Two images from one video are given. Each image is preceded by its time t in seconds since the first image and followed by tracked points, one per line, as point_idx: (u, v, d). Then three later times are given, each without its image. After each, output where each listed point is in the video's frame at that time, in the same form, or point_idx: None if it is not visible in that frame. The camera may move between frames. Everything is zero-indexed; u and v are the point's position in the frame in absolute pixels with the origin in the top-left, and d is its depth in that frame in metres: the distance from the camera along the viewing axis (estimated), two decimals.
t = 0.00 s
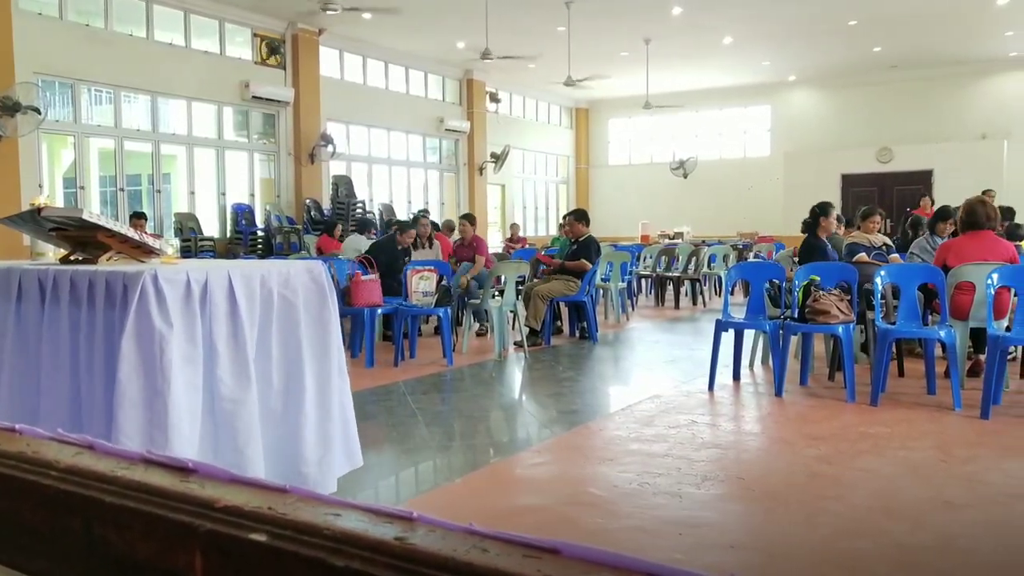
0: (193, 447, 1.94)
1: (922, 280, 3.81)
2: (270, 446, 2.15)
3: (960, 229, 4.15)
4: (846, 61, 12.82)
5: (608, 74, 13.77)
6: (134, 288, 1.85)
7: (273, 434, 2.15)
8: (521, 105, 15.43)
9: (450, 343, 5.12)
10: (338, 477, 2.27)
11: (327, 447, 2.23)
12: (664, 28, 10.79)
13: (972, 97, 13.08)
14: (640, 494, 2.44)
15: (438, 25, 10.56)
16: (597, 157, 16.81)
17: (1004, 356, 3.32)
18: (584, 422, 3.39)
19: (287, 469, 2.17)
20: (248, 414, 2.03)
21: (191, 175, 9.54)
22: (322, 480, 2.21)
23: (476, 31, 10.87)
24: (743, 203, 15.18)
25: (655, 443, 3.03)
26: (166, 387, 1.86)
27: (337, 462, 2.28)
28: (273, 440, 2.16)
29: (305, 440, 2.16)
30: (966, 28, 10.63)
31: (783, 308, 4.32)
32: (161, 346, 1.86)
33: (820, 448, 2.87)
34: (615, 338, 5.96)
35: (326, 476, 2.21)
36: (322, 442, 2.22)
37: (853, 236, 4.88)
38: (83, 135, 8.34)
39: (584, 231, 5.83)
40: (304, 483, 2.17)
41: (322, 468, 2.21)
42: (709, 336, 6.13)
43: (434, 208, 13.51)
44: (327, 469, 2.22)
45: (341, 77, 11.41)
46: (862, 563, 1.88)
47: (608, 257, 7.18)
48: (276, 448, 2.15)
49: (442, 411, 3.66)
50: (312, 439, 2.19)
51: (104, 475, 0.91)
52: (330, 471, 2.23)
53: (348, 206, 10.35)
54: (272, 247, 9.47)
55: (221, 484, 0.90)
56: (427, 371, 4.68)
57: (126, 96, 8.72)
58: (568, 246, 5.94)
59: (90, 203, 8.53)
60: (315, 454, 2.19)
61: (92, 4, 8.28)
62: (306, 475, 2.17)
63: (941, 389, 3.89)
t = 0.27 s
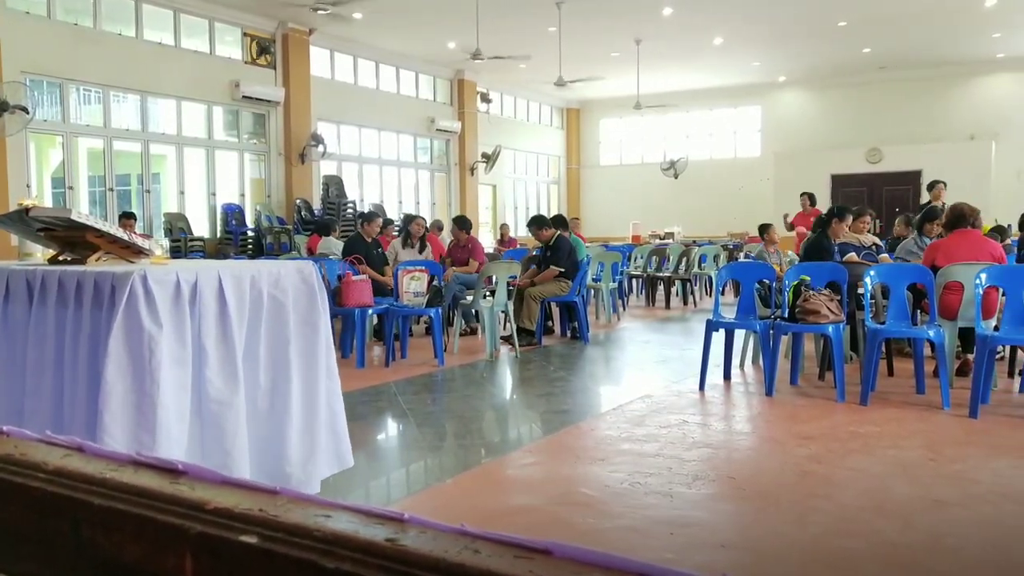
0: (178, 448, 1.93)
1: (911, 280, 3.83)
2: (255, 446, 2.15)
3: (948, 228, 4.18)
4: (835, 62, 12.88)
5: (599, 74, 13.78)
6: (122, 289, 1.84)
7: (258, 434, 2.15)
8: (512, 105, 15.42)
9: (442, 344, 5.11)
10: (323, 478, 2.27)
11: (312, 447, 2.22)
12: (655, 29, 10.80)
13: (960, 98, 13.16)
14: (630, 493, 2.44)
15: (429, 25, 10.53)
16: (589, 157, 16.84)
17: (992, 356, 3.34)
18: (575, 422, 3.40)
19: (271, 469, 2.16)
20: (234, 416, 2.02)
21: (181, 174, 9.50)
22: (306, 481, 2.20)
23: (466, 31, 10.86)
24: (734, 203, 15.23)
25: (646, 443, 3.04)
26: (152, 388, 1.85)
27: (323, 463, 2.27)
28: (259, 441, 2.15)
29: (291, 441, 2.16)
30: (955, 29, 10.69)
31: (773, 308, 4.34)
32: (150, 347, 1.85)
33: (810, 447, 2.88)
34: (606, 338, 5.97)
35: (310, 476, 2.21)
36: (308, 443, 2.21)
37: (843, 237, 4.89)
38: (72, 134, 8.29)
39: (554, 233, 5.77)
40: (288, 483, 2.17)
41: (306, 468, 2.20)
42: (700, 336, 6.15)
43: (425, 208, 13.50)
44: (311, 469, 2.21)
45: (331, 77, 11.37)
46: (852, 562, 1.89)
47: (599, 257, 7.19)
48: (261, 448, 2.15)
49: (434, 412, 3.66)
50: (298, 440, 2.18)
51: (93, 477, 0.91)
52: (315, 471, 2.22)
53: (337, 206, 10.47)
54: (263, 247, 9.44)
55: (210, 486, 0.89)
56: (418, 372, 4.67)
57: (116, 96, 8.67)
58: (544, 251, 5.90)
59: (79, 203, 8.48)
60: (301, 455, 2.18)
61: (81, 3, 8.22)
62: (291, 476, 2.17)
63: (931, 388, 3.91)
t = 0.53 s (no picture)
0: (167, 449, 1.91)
1: (900, 280, 3.85)
2: (246, 447, 2.14)
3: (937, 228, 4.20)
4: (825, 63, 12.94)
5: (590, 74, 13.80)
6: (112, 289, 1.83)
7: (250, 435, 2.13)
8: (503, 105, 15.42)
9: (433, 344, 5.10)
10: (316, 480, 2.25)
11: (304, 448, 2.20)
12: (646, 30, 10.82)
13: (948, 99, 13.25)
14: (621, 493, 2.45)
15: (420, 24, 10.51)
16: (580, 157, 16.85)
17: (981, 356, 3.36)
18: (566, 422, 3.40)
19: (263, 470, 2.15)
20: (225, 417, 2.01)
21: (170, 174, 9.46)
22: (299, 481, 2.19)
23: (457, 31, 10.85)
24: (724, 203, 15.28)
25: (637, 443, 3.04)
26: (141, 389, 1.84)
27: (316, 464, 2.26)
28: (249, 442, 2.14)
29: (283, 442, 2.14)
30: (943, 30, 10.76)
31: (764, 308, 4.35)
32: (140, 348, 1.84)
33: (800, 447, 2.89)
34: (597, 338, 5.98)
35: (302, 478, 2.19)
36: (300, 444, 2.20)
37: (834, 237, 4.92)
38: (60, 134, 8.24)
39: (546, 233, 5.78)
40: (280, 484, 2.15)
41: (299, 469, 2.19)
42: (690, 336, 6.16)
43: (416, 208, 13.48)
44: (304, 470, 2.20)
45: (322, 77, 11.34)
46: (842, 561, 1.90)
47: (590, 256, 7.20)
48: (253, 449, 2.14)
49: (425, 412, 3.65)
50: (289, 440, 2.16)
51: (82, 479, 0.90)
52: (308, 472, 2.21)
53: (327, 206, 10.48)
54: (253, 247, 9.41)
55: (200, 488, 0.89)
56: (410, 372, 4.65)
57: (104, 95, 8.62)
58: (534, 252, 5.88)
59: (68, 203, 8.43)
60: (293, 456, 2.17)
61: (69, 1, 8.16)
62: (283, 477, 2.15)
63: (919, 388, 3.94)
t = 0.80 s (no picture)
0: (167, 450, 1.90)
1: (890, 280, 3.86)
2: (249, 448, 2.13)
3: (926, 229, 4.23)
4: (815, 64, 13.00)
5: (581, 75, 13.81)
6: (101, 289, 1.82)
7: (252, 436, 2.13)
8: (494, 105, 15.42)
9: (424, 344, 5.09)
10: (322, 479, 2.24)
11: (307, 447, 2.20)
12: (636, 30, 10.84)
13: (937, 100, 13.33)
14: (613, 493, 2.45)
15: (411, 24, 10.49)
16: (571, 157, 16.87)
17: (969, 355, 3.38)
18: (558, 422, 3.40)
19: (266, 470, 2.14)
20: (225, 416, 2.00)
21: (160, 174, 9.41)
22: (304, 481, 2.18)
23: (448, 31, 10.84)
24: (714, 204, 15.33)
25: (629, 443, 3.04)
26: (135, 390, 1.83)
27: (321, 464, 2.25)
28: (251, 442, 2.13)
29: (285, 441, 2.14)
30: (932, 31, 10.82)
31: (754, 308, 4.37)
32: (130, 348, 1.83)
33: (790, 447, 2.90)
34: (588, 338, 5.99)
35: (308, 477, 2.19)
36: (303, 442, 2.19)
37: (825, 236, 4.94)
38: (48, 133, 8.18)
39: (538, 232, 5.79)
40: (285, 484, 2.14)
41: (303, 468, 2.18)
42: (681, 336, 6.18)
43: (407, 208, 13.46)
44: (308, 469, 2.19)
45: (313, 77, 11.31)
46: (832, 560, 1.90)
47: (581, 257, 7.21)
48: (256, 450, 2.13)
49: (417, 412, 3.64)
50: (290, 440, 2.16)
51: (70, 480, 0.89)
52: (313, 471, 2.20)
53: (318, 206, 10.44)
54: (244, 247, 9.37)
55: (189, 489, 0.88)
56: (401, 373, 4.64)
57: (93, 95, 8.57)
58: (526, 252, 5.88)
59: (56, 203, 8.37)
60: (295, 455, 2.16)
61: None
62: (287, 477, 2.15)
63: (909, 387, 3.96)
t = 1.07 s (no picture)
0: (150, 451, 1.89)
1: (879, 279, 3.88)
2: (229, 448, 2.11)
3: (916, 229, 4.25)
4: (805, 65, 13.05)
5: (572, 75, 13.82)
6: (89, 290, 1.81)
7: (233, 437, 2.12)
8: (485, 105, 15.41)
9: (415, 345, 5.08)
10: (301, 480, 2.23)
11: (292, 449, 2.19)
12: (627, 31, 10.85)
13: (925, 101, 13.41)
14: (603, 493, 2.45)
15: (401, 25, 10.49)
16: (562, 158, 16.88)
17: (957, 355, 3.40)
18: (549, 422, 3.40)
19: (250, 472, 2.13)
20: (208, 418, 1.99)
21: (149, 174, 9.36)
22: (284, 482, 2.17)
23: (439, 31, 10.83)
24: (705, 204, 15.38)
25: (619, 443, 3.05)
26: (122, 391, 1.81)
27: (301, 465, 2.24)
28: (232, 443, 2.12)
29: (266, 443, 2.13)
30: (920, 32, 10.88)
31: (744, 308, 4.38)
32: (118, 350, 1.81)
33: (781, 446, 2.91)
34: (579, 338, 6.00)
35: (287, 478, 2.18)
36: (285, 444, 2.18)
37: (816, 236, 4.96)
38: (36, 133, 8.12)
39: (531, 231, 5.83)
40: (265, 485, 2.13)
41: (284, 470, 2.17)
42: (672, 336, 6.20)
43: (399, 208, 13.45)
44: (289, 471, 2.18)
45: (303, 76, 11.27)
46: (821, 559, 1.91)
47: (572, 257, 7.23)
48: (235, 450, 2.12)
49: (408, 413, 3.63)
50: (273, 441, 2.15)
51: (58, 483, 0.88)
52: (293, 473, 2.19)
53: (309, 205, 10.38)
54: (234, 247, 9.32)
55: (180, 491, 0.87)
56: (391, 373, 4.63)
57: (82, 94, 8.50)
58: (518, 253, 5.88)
59: (44, 203, 8.31)
60: (277, 457, 2.15)
61: None
62: (268, 478, 2.14)
63: (898, 387, 3.98)
